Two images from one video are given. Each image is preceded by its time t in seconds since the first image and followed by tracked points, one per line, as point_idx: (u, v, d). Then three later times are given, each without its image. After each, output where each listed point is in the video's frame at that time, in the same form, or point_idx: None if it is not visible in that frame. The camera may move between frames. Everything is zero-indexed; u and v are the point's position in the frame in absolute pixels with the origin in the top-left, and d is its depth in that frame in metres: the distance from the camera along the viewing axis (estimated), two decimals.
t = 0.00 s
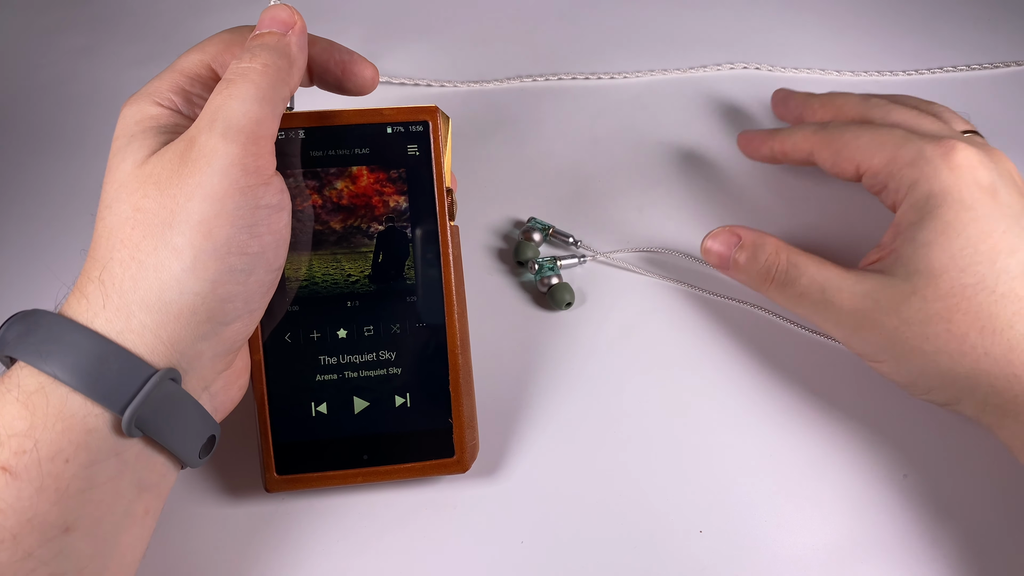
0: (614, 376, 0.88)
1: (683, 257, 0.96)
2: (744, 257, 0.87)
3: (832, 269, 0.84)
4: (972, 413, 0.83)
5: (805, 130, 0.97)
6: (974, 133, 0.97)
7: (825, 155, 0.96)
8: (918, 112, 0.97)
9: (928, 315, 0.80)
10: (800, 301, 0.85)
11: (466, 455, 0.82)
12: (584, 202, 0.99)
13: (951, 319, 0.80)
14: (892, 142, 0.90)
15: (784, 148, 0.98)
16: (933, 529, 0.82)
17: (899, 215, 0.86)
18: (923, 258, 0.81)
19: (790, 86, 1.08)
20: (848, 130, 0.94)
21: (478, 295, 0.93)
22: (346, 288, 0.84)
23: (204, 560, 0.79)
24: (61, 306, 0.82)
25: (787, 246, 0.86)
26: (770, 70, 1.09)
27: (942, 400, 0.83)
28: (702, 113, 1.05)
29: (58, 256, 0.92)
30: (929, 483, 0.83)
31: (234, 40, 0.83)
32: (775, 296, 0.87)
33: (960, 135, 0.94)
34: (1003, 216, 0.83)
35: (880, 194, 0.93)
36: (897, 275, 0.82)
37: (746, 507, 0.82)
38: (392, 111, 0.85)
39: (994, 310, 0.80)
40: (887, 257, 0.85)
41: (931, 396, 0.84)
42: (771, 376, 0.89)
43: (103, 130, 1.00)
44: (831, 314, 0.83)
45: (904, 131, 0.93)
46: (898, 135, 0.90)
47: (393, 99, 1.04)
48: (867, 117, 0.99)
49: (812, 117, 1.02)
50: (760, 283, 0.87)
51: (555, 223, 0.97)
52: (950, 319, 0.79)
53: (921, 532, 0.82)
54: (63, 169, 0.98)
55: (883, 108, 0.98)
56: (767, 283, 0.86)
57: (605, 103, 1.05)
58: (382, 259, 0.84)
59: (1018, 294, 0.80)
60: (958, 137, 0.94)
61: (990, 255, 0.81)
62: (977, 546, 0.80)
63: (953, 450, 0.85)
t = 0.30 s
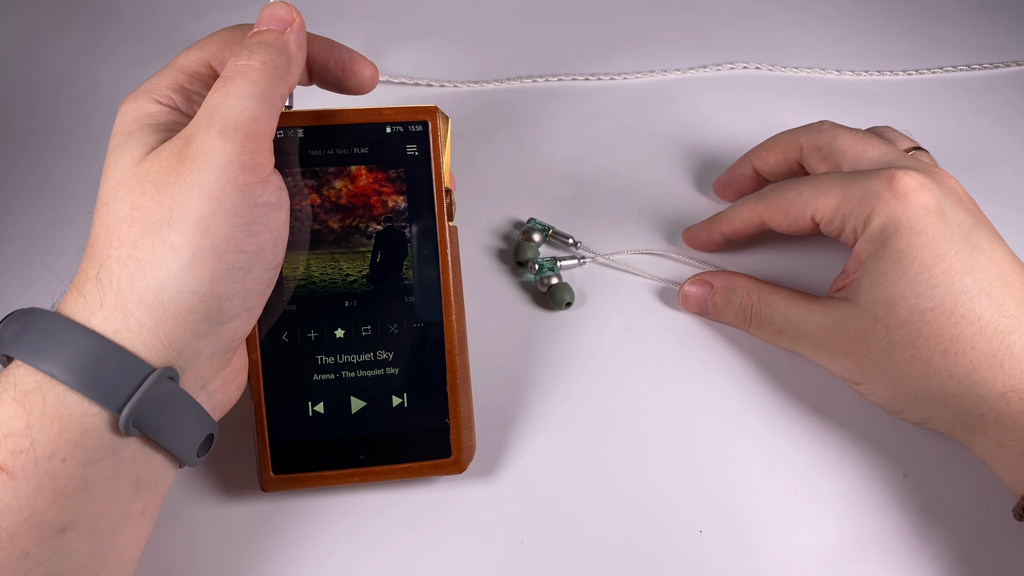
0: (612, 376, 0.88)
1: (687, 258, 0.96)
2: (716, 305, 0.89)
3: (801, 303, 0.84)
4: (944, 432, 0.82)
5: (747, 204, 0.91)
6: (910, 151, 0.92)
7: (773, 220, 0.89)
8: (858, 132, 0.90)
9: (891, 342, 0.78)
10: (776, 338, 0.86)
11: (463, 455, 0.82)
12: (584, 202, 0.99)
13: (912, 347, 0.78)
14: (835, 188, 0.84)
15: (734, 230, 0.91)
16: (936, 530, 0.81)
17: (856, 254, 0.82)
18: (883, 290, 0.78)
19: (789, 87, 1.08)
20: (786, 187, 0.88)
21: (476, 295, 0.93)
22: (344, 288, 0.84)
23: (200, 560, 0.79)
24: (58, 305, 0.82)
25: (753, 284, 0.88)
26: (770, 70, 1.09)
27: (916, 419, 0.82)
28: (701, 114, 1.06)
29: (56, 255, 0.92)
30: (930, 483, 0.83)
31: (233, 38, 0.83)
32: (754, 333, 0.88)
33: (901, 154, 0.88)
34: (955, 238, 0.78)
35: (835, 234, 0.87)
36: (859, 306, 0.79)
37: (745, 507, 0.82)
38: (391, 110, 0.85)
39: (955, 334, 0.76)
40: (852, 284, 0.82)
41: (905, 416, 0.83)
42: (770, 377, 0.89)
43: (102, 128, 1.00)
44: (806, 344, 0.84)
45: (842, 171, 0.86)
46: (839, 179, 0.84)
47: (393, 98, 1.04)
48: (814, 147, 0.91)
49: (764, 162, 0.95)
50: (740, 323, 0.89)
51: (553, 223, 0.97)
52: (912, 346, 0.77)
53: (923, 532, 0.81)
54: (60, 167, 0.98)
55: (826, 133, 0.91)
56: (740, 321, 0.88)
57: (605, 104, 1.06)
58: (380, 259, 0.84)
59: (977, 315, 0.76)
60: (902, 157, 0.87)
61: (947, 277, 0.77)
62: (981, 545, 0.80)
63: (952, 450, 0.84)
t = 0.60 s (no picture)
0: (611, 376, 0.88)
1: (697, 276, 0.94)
2: (733, 293, 0.88)
3: (799, 305, 0.82)
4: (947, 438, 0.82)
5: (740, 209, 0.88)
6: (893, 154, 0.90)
7: (766, 215, 0.85)
8: (831, 142, 0.89)
9: (885, 355, 0.78)
10: (782, 338, 0.84)
11: (462, 455, 0.82)
12: (584, 203, 0.99)
13: (904, 360, 0.77)
14: (819, 187, 0.82)
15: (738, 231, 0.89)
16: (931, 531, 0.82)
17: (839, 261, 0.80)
18: (871, 300, 0.77)
19: (789, 87, 1.09)
20: (777, 180, 0.85)
21: (476, 295, 0.93)
22: (343, 288, 0.84)
23: (200, 560, 0.79)
24: (58, 305, 0.82)
25: (769, 283, 0.86)
26: (769, 70, 1.09)
27: (920, 428, 0.82)
28: (700, 114, 1.06)
29: (58, 255, 0.92)
30: (929, 483, 0.84)
31: (231, 38, 0.83)
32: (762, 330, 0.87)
33: (881, 157, 0.87)
34: (940, 246, 0.77)
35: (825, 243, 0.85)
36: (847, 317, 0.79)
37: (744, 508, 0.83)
38: (390, 111, 0.86)
39: (947, 344, 0.76)
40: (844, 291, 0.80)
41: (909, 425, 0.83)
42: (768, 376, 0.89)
43: (103, 129, 1.00)
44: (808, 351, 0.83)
45: (829, 172, 0.84)
46: (824, 180, 0.82)
47: (394, 98, 1.05)
48: (792, 164, 0.90)
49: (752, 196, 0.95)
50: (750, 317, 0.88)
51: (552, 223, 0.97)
52: (904, 360, 0.77)
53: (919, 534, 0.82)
54: (61, 167, 0.98)
55: (800, 147, 0.90)
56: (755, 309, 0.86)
57: (605, 104, 1.06)
58: (379, 259, 0.84)
59: (968, 323, 0.76)
60: (879, 163, 0.86)
61: (933, 286, 0.76)
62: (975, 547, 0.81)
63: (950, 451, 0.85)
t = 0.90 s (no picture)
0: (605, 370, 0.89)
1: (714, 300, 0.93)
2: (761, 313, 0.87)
3: (828, 324, 0.79)
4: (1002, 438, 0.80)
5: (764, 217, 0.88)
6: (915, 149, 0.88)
7: (789, 229, 0.85)
8: (853, 138, 0.88)
9: (930, 354, 0.75)
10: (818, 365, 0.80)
11: (456, 451, 0.83)
12: (583, 202, 1.00)
13: (954, 354, 0.75)
14: (835, 193, 0.81)
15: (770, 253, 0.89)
16: (939, 532, 0.80)
17: (868, 265, 0.79)
18: (911, 296, 0.75)
19: (789, 86, 1.08)
20: (796, 195, 0.85)
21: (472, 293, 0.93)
22: (337, 284, 0.84)
23: (194, 557, 0.80)
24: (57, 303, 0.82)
25: (793, 305, 0.83)
26: (767, 71, 1.09)
27: (974, 431, 0.80)
28: (700, 113, 1.06)
29: (57, 254, 0.92)
30: (934, 484, 0.82)
31: (225, 37, 0.83)
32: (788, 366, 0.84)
33: (903, 155, 0.86)
34: (969, 238, 0.76)
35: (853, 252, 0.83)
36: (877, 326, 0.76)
37: (745, 508, 0.82)
38: (382, 108, 0.86)
39: (993, 335, 0.75)
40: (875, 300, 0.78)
41: (961, 430, 0.80)
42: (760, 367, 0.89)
43: (100, 128, 1.00)
44: (846, 372, 0.79)
45: (844, 178, 0.83)
46: (839, 185, 0.81)
47: (392, 97, 1.05)
48: (816, 160, 0.89)
49: (774, 190, 0.93)
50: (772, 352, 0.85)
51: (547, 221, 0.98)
52: (954, 355, 0.75)
53: (928, 535, 0.80)
54: (59, 166, 0.98)
55: (824, 143, 0.88)
56: (779, 346, 0.83)
57: (603, 104, 1.06)
58: (373, 256, 0.85)
59: (1012, 311, 0.75)
60: (901, 159, 0.85)
61: (970, 278, 0.75)
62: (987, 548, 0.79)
63: (957, 452, 0.84)
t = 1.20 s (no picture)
0: (604, 368, 0.90)
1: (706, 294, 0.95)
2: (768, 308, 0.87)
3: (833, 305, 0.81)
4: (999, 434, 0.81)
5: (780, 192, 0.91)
6: (946, 143, 0.88)
7: (802, 204, 0.88)
8: (882, 125, 0.89)
9: (933, 345, 0.76)
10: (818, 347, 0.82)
11: (456, 450, 0.83)
12: (584, 201, 1.00)
13: (957, 345, 0.76)
14: (853, 175, 0.82)
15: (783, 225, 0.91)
16: (938, 530, 0.82)
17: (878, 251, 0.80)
18: (918, 287, 0.76)
19: (789, 87, 1.09)
20: (814, 171, 0.87)
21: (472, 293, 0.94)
22: (336, 284, 0.85)
23: (196, 557, 0.80)
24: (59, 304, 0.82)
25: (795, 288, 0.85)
26: (769, 70, 1.10)
27: (972, 425, 0.80)
28: (700, 112, 1.07)
29: (58, 254, 0.92)
30: (931, 481, 0.84)
31: (223, 40, 0.83)
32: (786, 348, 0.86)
33: (928, 145, 0.86)
34: (982, 233, 0.77)
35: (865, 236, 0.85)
36: (885, 310, 0.78)
37: (745, 507, 0.83)
38: (381, 108, 0.87)
39: (997, 328, 0.76)
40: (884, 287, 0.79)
41: (960, 424, 0.81)
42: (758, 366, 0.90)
43: (101, 129, 1.00)
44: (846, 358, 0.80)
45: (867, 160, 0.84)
46: (859, 168, 0.82)
47: (392, 98, 1.06)
48: (841, 143, 0.90)
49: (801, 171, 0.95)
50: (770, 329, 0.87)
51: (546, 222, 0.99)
52: (956, 346, 0.76)
53: (926, 532, 0.82)
54: (59, 166, 0.98)
55: (851, 126, 0.90)
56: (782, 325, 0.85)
57: (603, 104, 1.07)
58: (371, 256, 0.85)
59: (1018, 308, 0.76)
60: (927, 149, 0.85)
61: (978, 272, 0.76)
62: (985, 546, 0.80)
63: (953, 450, 0.85)
